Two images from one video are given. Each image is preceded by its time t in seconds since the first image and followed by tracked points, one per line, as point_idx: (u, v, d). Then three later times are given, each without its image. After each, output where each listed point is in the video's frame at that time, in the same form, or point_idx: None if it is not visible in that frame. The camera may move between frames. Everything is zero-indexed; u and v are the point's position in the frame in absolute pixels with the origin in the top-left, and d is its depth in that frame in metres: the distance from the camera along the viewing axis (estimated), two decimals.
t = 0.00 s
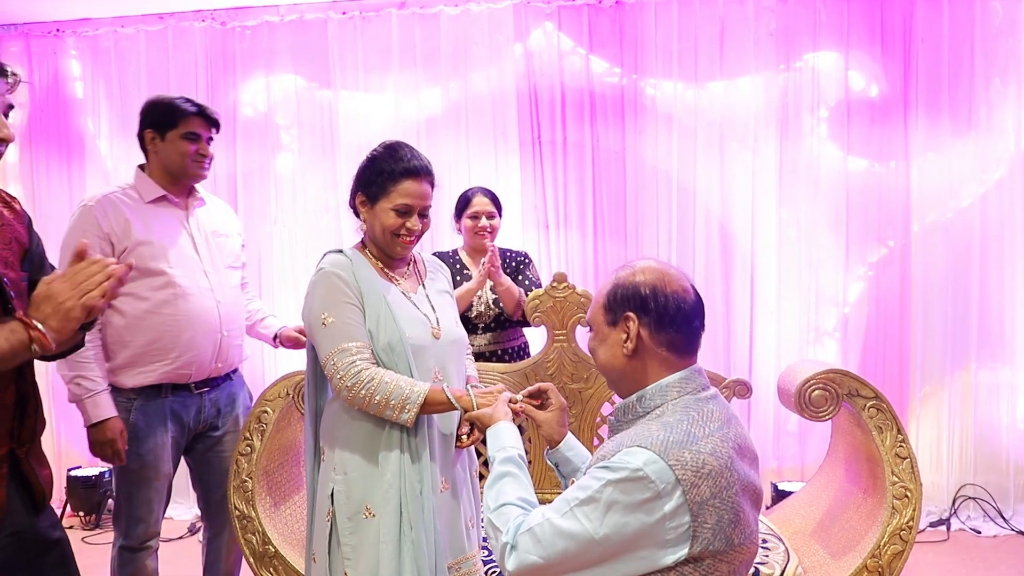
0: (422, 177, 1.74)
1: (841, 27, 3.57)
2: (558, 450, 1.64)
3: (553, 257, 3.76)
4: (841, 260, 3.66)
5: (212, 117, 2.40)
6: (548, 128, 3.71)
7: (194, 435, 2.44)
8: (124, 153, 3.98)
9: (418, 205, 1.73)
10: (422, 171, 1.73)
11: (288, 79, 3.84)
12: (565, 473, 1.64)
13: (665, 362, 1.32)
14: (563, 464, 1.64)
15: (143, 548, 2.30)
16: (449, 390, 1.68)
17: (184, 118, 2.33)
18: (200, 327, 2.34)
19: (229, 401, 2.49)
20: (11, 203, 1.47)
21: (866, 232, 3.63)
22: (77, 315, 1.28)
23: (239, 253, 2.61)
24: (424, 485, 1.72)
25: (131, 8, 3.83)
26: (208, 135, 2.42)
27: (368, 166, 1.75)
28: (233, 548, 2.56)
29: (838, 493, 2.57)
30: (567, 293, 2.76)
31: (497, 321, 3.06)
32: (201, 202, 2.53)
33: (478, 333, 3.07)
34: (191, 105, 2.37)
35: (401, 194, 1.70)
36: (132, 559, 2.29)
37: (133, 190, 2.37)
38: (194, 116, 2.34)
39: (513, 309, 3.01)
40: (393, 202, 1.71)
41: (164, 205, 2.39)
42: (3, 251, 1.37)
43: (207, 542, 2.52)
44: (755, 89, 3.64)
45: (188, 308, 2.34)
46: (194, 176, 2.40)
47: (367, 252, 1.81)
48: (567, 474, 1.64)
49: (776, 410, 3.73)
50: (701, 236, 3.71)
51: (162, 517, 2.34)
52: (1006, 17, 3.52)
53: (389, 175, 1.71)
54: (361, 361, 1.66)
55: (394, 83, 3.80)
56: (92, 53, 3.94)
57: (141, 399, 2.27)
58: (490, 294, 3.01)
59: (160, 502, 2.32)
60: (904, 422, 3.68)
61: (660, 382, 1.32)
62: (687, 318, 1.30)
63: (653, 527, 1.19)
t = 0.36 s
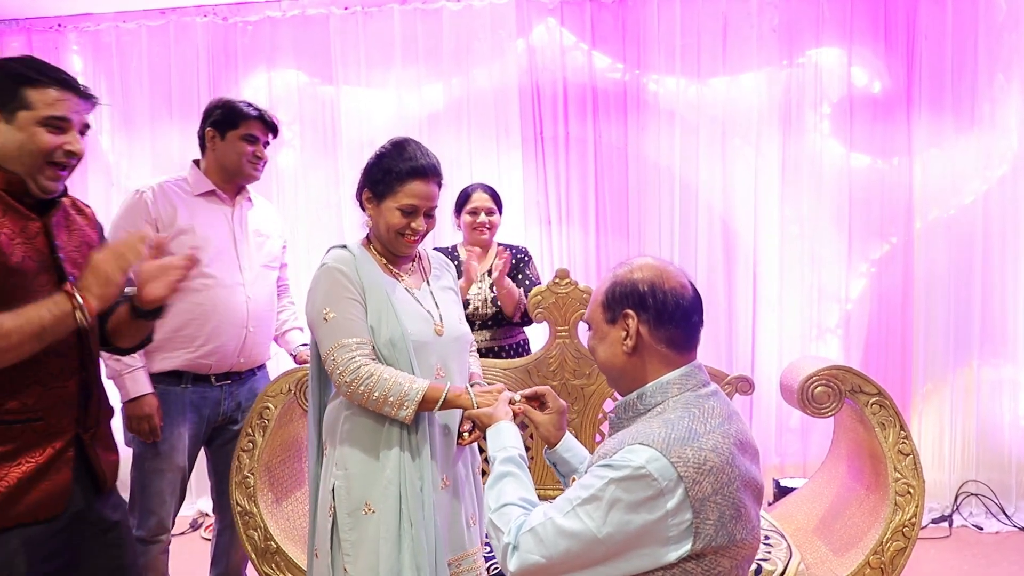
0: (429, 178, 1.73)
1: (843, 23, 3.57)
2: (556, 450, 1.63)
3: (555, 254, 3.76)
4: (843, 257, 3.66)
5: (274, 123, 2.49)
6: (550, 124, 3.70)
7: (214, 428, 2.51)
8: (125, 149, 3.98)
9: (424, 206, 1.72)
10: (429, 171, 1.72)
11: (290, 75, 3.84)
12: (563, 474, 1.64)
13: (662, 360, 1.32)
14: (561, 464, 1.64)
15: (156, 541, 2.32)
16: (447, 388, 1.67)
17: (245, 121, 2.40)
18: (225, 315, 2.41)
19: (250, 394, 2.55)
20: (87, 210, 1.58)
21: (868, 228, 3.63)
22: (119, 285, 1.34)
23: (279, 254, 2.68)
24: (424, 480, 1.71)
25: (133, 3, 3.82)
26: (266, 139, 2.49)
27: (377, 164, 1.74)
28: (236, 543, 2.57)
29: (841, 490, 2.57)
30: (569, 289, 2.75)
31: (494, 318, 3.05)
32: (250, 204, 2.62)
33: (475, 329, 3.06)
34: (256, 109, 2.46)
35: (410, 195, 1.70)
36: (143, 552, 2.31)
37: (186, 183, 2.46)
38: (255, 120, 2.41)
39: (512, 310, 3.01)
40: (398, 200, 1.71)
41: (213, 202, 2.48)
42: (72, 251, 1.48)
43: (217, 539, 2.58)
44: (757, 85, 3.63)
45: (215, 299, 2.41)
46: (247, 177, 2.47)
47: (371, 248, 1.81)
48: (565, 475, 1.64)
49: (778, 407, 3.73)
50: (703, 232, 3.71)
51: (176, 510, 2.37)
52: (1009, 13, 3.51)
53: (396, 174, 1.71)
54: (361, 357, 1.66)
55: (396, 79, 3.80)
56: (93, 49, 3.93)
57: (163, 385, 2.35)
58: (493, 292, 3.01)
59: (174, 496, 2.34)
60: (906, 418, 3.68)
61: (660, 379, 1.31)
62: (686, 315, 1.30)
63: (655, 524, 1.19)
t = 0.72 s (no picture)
0: (435, 178, 1.73)
1: (844, 20, 3.56)
2: (566, 442, 1.63)
3: (556, 250, 3.75)
4: (844, 253, 3.65)
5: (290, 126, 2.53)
6: (550, 120, 3.69)
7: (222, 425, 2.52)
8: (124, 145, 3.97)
9: (429, 206, 1.72)
10: (435, 171, 1.71)
11: (289, 71, 3.83)
12: (574, 465, 1.64)
13: (659, 354, 1.32)
14: (570, 455, 1.63)
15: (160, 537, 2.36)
16: (450, 391, 1.67)
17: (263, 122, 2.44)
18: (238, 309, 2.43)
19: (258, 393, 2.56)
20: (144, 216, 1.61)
21: (869, 224, 3.62)
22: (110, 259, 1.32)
23: (296, 255, 2.72)
24: (425, 482, 1.71)
25: None
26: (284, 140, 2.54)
27: (382, 161, 1.73)
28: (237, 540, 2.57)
29: (841, 486, 2.57)
30: (570, 285, 2.75)
31: (493, 316, 3.04)
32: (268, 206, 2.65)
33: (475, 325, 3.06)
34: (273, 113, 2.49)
35: (416, 195, 1.70)
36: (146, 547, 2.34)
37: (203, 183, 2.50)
38: (273, 122, 2.45)
39: (508, 307, 2.99)
40: (403, 199, 1.70)
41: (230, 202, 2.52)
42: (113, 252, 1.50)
43: (215, 533, 2.60)
44: (758, 81, 3.63)
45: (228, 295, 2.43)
46: (265, 177, 2.51)
47: (376, 245, 1.80)
48: (575, 466, 1.63)
49: (779, 403, 3.73)
50: (703, 229, 3.70)
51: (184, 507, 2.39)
52: (1011, 8, 3.50)
53: (401, 173, 1.70)
54: (364, 355, 1.65)
55: (396, 75, 3.79)
56: (92, 44, 3.92)
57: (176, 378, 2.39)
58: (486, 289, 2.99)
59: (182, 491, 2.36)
60: (907, 414, 3.68)
61: (658, 375, 1.31)
62: (685, 310, 1.29)
63: (658, 521, 1.18)
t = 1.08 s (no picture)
0: (438, 173, 1.72)
1: (844, 17, 3.55)
2: (570, 434, 1.63)
3: (555, 247, 3.75)
4: (843, 251, 3.65)
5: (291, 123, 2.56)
6: (549, 117, 3.69)
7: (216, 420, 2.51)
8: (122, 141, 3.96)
9: (431, 201, 1.72)
10: (439, 167, 1.70)
11: (288, 67, 3.82)
12: (575, 457, 1.63)
13: (652, 351, 1.31)
14: (574, 447, 1.63)
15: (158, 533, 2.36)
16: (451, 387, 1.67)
17: (266, 118, 2.47)
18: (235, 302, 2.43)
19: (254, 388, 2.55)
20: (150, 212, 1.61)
21: (868, 220, 3.62)
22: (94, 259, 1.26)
23: (298, 254, 2.71)
24: (426, 481, 1.71)
25: None
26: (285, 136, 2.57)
27: (384, 156, 1.73)
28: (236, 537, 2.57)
29: (840, 483, 2.57)
30: (569, 282, 2.75)
31: (493, 314, 3.04)
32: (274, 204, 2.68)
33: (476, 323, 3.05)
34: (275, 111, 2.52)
35: (417, 188, 1.69)
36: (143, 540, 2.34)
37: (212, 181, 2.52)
38: (276, 117, 2.48)
39: (511, 308, 3.00)
40: (406, 196, 1.70)
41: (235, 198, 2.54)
42: (114, 249, 1.50)
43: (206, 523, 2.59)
44: (757, 78, 3.62)
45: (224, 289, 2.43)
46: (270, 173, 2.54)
47: (379, 242, 1.80)
48: (576, 459, 1.63)
49: (778, 400, 3.73)
50: (702, 225, 3.70)
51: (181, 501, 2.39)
52: (1011, 5, 3.49)
53: (404, 168, 1.70)
54: (364, 352, 1.65)
55: (395, 71, 3.78)
56: (90, 41, 3.91)
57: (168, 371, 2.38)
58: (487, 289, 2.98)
59: (176, 482, 2.37)
60: (905, 410, 3.68)
61: (654, 370, 1.31)
62: (679, 306, 1.29)
63: (649, 515, 1.18)
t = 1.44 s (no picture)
0: (438, 170, 1.72)
1: (844, 15, 3.55)
2: (572, 429, 1.63)
3: (555, 245, 3.74)
4: (842, 250, 3.65)
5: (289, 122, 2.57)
6: (549, 115, 3.68)
7: (216, 417, 2.50)
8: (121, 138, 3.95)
9: (432, 198, 1.71)
10: (439, 163, 1.70)
11: (287, 64, 3.81)
12: (576, 452, 1.64)
13: (655, 349, 1.31)
14: (575, 442, 1.63)
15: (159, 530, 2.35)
16: (452, 384, 1.67)
17: (265, 116, 2.48)
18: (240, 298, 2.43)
19: (252, 384, 2.56)
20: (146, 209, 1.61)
21: (867, 219, 3.62)
22: (137, 290, 1.34)
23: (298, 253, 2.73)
24: (426, 479, 1.70)
25: None
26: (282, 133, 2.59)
27: (384, 153, 1.73)
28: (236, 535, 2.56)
29: (839, 482, 2.58)
30: (568, 280, 2.75)
31: (492, 313, 3.03)
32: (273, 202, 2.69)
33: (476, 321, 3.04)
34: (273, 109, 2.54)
35: (417, 184, 1.69)
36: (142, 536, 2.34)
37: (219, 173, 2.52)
38: (274, 115, 2.48)
39: (509, 306, 2.99)
40: (406, 192, 1.69)
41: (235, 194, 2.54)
42: (112, 243, 1.49)
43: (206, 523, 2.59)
44: (757, 76, 3.62)
45: (231, 285, 2.42)
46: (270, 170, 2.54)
47: (379, 239, 1.80)
48: (578, 453, 1.63)
49: (777, 398, 3.74)
50: (702, 224, 3.70)
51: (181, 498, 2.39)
52: (1010, 4, 3.49)
53: (404, 165, 1.69)
54: (364, 352, 1.65)
55: (393, 69, 3.77)
56: (89, 37, 3.91)
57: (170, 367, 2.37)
58: (486, 288, 2.97)
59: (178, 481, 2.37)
60: (904, 409, 3.69)
61: (658, 368, 1.30)
62: (686, 304, 1.29)
63: (649, 512, 1.18)
